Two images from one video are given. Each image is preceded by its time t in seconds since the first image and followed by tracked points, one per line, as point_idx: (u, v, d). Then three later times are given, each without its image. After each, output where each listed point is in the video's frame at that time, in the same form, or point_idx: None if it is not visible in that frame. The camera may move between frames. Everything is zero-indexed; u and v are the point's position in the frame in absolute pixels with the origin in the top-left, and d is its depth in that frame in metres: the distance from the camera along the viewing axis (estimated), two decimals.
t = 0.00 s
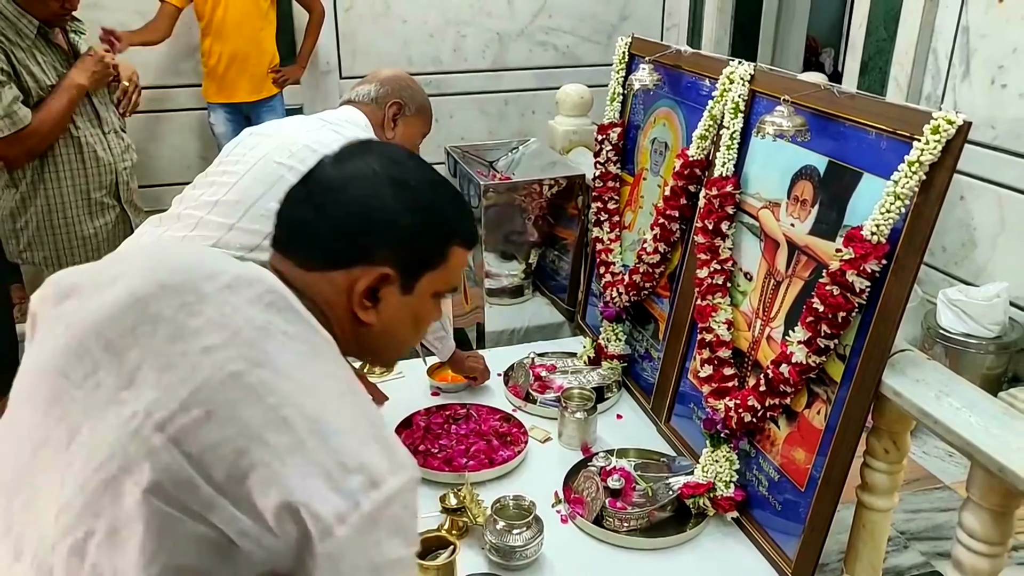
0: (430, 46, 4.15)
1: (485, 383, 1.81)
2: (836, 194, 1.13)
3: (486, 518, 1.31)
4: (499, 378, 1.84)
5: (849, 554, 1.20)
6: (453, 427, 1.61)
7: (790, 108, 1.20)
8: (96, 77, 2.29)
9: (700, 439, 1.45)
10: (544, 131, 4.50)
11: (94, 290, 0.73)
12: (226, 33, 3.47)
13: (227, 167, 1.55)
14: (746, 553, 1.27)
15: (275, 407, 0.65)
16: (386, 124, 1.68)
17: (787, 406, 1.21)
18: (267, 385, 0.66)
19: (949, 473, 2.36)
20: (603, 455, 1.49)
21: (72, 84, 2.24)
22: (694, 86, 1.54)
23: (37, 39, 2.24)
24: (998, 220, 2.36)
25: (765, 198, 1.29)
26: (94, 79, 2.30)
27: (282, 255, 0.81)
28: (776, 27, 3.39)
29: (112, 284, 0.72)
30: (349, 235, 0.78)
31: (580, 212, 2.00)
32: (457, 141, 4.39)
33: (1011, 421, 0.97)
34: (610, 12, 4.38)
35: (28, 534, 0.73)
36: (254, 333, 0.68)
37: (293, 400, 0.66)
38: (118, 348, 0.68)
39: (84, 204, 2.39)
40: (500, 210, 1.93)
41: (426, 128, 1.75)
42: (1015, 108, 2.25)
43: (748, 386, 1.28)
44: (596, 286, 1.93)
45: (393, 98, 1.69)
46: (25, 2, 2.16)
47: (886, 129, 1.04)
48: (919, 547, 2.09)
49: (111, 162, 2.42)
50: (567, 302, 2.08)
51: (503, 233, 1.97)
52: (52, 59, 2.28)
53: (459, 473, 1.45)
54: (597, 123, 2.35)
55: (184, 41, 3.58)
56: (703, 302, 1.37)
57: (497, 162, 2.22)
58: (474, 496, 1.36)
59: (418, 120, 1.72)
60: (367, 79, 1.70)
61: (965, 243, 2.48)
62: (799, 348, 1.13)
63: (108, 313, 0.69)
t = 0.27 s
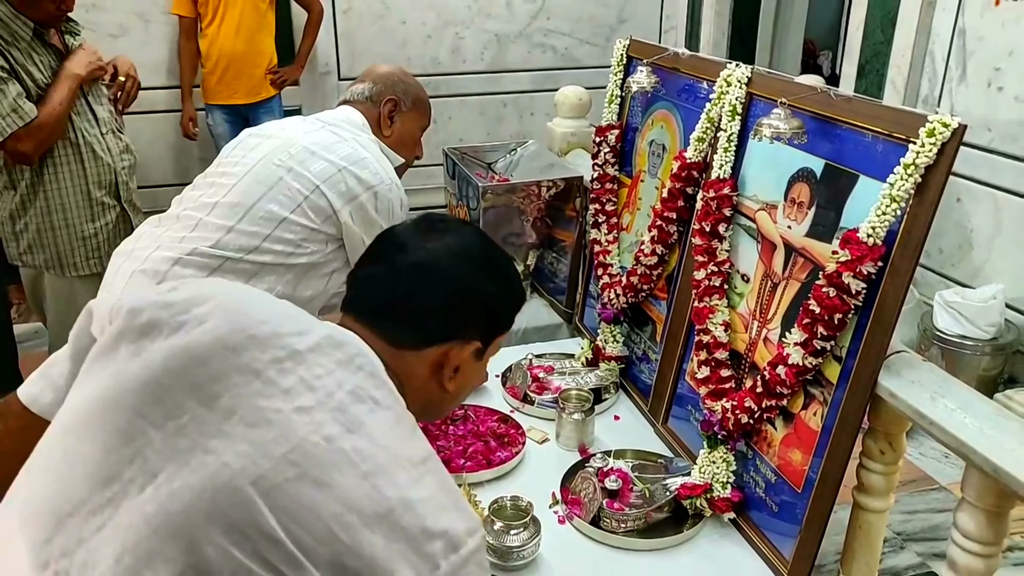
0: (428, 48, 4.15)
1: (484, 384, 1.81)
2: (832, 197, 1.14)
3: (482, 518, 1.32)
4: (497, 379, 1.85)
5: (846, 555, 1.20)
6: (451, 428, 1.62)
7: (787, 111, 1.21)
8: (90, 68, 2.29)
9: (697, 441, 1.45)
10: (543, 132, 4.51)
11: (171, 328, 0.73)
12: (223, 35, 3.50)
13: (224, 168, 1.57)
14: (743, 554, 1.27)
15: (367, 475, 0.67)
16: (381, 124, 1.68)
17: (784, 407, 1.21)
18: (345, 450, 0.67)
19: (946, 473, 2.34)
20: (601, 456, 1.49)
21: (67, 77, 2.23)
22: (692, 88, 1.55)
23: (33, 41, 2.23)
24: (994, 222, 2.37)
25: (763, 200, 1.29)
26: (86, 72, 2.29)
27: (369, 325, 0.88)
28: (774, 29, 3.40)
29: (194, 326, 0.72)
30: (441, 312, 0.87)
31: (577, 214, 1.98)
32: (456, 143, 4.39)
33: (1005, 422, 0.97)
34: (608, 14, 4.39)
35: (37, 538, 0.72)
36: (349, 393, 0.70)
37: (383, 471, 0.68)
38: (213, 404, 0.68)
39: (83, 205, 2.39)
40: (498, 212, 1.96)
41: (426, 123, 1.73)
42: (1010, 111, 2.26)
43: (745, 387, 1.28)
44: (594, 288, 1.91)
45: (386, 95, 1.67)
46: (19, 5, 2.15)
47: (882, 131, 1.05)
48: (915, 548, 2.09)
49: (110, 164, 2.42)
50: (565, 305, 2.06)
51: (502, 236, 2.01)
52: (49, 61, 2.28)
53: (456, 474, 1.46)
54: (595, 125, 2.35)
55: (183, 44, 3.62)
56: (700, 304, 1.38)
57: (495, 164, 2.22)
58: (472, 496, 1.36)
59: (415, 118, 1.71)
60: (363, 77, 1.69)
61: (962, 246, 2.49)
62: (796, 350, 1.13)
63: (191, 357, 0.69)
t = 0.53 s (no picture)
0: (427, 47, 4.16)
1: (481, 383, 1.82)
2: (829, 197, 1.14)
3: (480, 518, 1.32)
4: (494, 379, 1.85)
5: (842, 554, 1.21)
6: (449, 427, 1.62)
7: (784, 111, 1.21)
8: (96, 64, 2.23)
9: (694, 440, 1.45)
10: (541, 132, 4.52)
11: (158, 329, 0.71)
12: (223, 34, 3.50)
13: (222, 168, 1.57)
14: (740, 554, 1.27)
15: (360, 476, 0.68)
16: (379, 122, 1.68)
17: (780, 406, 1.21)
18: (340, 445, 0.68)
19: (944, 475, 2.37)
20: (598, 455, 1.50)
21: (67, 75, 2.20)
22: (690, 89, 1.55)
23: (32, 40, 2.24)
24: (991, 223, 2.37)
25: (760, 200, 1.30)
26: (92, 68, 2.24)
27: (363, 329, 0.90)
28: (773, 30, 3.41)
29: (181, 326, 0.71)
30: (441, 316, 0.89)
31: (575, 214, 1.98)
32: (454, 143, 4.40)
33: (1001, 422, 0.98)
34: (606, 14, 4.39)
35: (34, 543, 0.70)
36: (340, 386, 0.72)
37: (380, 472, 0.69)
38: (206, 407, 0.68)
39: (85, 205, 2.39)
40: (496, 212, 1.96)
41: (424, 121, 1.73)
42: (1008, 112, 2.27)
43: (742, 387, 1.29)
44: (592, 287, 1.93)
45: (383, 93, 1.67)
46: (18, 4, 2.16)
47: (879, 132, 1.05)
48: (912, 548, 2.10)
49: (111, 161, 2.42)
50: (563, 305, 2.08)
51: (499, 234, 2.01)
52: (47, 60, 2.29)
53: (455, 473, 1.46)
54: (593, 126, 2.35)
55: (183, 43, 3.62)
56: (698, 303, 1.38)
57: (494, 165, 2.22)
58: (470, 496, 1.37)
59: (413, 115, 1.71)
60: (360, 75, 1.68)
61: (960, 246, 2.49)
62: (793, 350, 1.14)
63: (176, 359, 0.69)
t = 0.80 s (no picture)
0: (428, 47, 4.19)
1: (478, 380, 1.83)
2: (830, 197, 1.14)
3: (481, 516, 1.32)
4: (494, 377, 1.86)
5: (842, 553, 1.21)
6: (449, 425, 1.62)
7: (785, 111, 1.21)
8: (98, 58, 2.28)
9: (694, 439, 1.45)
10: (542, 132, 4.53)
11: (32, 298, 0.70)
12: (225, 32, 3.50)
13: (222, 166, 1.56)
14: (740, 553, 1.27)
15: (265, 395, 0.66)
16: (378, 119, 1.66)
17: (780, 406, 1.22)
18: (261, 379, 0.67)
19: (944, 475, 2.37)
20: (598, 454, 1.50)
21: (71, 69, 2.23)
22: (691, 88, 1.55)
23: (35, 38, 2.23)
24: (992, 223, 2.38)
25: (760, 200, 1.30)
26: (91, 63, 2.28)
27: (244, 254, 0.77)
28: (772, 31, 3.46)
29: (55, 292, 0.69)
30: (333, 219, 0.77)
31: (575, 213, 1.99)
32: (454, 142, 4.41)
33: (1001, 421, 0.98)
34: (607, 13, 4.41)
35: None
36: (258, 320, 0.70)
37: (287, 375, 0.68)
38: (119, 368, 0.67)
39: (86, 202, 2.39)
40: (497, 211, 1.93)
41: (425, 118, 1.72)
42: (1010, 112, 2.26)
43: (742, 386, 1.29)
44: (592, 285, 1.96)
45: (383, 90, 1.65)
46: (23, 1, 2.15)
47: (880, 132, 1.05)
48: (912, 547, 2.10)
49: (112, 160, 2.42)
50: (563, 304, 2.10)
51: (499, 233, 1.97)
52: (50, 58, 2.28)
53: (455, 471, 1.46)
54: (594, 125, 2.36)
55: (183, 41, 3.63)
56: (698, 303, 1.38)
57: (494, 163, 2.23)
58: (471, 494, 1.36)
59: (412, 112, 1.69)
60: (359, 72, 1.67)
61: (961, 246, 2.50)
62: (793, 349, 1.14)
63: (67, 324, 0.68)
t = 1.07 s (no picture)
0: (431, 47, 4.19)
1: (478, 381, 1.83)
2: (834, 198, 1.14)
3: (483, 517, 1.32)
4: (497, 378, 1.85)
5: (844, 556, 1.21)
6: (451, 426, 1.62)
7: (789, 112, 1.21)
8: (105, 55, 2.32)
9: (697, 440, 1.45)
10: (544, 132, 4.53)
11: None
12: (229, 32, 3.52)
13: (225, 166, 1.56)
14: (743, 555, 1.27)
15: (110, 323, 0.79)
16: (382, 119, 1.65)
17: (784, 407, 1.21)
18: (113, 312, 0.79)
19: (947, 478, 2.37)
20: (600, 455, 1.49)
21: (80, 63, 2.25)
22: (694, 89, 1.55)
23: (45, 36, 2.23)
24: (996, 226, 2.40)
25: (764, 201, 1.30)
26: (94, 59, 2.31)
27: None
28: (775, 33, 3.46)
29: None
30: (43, 133, 0.79)
31: (578, 214, 2.00)
32: (457, 142, 4.41)
33: (1005, 424, 0.97)
34: (611, 14, 4.41)
35: None
36: (88, 262, 0.79)
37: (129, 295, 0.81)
38: None
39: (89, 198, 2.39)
40: (500, 211, 1.93)
41: (427, 118, 1.69)
42: (1014, 113, 2.29)
43: (745, 388, 1.29)
44: (594, 287, 1.95)
45: (387, 90, 1.63)
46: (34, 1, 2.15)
47: (884, 133, 1.05)
48: (915, 550, 2.09)
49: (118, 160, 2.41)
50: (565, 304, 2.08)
51: (502, 233, 1.97)
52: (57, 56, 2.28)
53: (457, 471, 1.46)
54: (597, 125, 2.35)
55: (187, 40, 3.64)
56: (701, 304, 1.38)
57: (497, 164, 2.22)
58: (473, 494, 1.36)
59: (416, 112, 1.66)
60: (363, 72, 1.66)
61: (965, 248, 2.52)
62: (796, 350, 1.14)
63: None
